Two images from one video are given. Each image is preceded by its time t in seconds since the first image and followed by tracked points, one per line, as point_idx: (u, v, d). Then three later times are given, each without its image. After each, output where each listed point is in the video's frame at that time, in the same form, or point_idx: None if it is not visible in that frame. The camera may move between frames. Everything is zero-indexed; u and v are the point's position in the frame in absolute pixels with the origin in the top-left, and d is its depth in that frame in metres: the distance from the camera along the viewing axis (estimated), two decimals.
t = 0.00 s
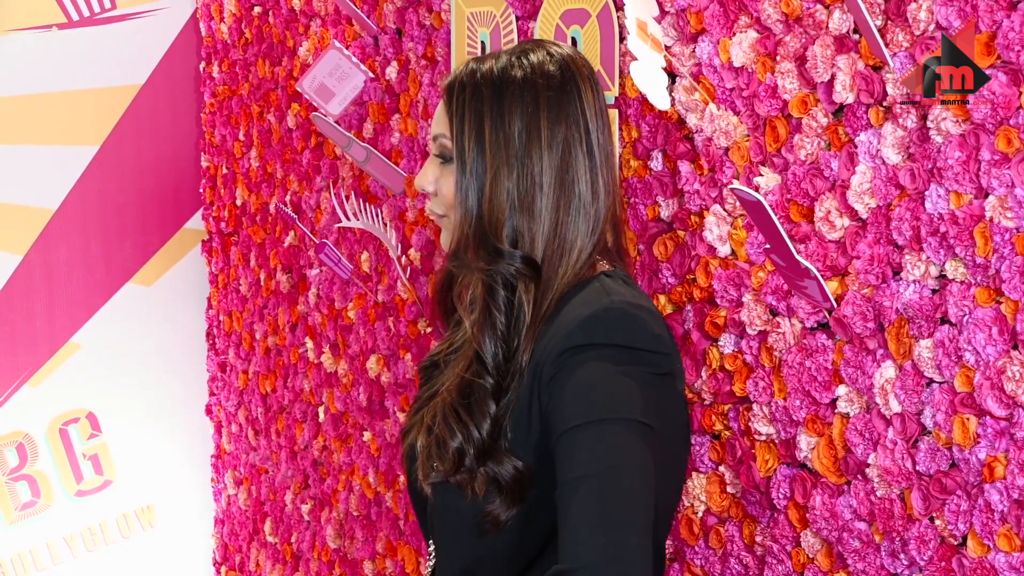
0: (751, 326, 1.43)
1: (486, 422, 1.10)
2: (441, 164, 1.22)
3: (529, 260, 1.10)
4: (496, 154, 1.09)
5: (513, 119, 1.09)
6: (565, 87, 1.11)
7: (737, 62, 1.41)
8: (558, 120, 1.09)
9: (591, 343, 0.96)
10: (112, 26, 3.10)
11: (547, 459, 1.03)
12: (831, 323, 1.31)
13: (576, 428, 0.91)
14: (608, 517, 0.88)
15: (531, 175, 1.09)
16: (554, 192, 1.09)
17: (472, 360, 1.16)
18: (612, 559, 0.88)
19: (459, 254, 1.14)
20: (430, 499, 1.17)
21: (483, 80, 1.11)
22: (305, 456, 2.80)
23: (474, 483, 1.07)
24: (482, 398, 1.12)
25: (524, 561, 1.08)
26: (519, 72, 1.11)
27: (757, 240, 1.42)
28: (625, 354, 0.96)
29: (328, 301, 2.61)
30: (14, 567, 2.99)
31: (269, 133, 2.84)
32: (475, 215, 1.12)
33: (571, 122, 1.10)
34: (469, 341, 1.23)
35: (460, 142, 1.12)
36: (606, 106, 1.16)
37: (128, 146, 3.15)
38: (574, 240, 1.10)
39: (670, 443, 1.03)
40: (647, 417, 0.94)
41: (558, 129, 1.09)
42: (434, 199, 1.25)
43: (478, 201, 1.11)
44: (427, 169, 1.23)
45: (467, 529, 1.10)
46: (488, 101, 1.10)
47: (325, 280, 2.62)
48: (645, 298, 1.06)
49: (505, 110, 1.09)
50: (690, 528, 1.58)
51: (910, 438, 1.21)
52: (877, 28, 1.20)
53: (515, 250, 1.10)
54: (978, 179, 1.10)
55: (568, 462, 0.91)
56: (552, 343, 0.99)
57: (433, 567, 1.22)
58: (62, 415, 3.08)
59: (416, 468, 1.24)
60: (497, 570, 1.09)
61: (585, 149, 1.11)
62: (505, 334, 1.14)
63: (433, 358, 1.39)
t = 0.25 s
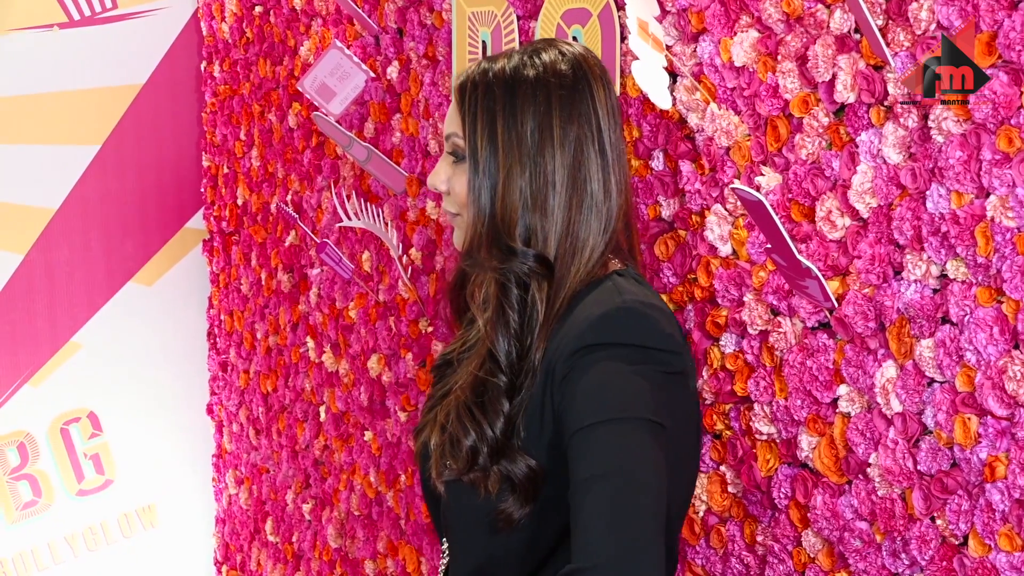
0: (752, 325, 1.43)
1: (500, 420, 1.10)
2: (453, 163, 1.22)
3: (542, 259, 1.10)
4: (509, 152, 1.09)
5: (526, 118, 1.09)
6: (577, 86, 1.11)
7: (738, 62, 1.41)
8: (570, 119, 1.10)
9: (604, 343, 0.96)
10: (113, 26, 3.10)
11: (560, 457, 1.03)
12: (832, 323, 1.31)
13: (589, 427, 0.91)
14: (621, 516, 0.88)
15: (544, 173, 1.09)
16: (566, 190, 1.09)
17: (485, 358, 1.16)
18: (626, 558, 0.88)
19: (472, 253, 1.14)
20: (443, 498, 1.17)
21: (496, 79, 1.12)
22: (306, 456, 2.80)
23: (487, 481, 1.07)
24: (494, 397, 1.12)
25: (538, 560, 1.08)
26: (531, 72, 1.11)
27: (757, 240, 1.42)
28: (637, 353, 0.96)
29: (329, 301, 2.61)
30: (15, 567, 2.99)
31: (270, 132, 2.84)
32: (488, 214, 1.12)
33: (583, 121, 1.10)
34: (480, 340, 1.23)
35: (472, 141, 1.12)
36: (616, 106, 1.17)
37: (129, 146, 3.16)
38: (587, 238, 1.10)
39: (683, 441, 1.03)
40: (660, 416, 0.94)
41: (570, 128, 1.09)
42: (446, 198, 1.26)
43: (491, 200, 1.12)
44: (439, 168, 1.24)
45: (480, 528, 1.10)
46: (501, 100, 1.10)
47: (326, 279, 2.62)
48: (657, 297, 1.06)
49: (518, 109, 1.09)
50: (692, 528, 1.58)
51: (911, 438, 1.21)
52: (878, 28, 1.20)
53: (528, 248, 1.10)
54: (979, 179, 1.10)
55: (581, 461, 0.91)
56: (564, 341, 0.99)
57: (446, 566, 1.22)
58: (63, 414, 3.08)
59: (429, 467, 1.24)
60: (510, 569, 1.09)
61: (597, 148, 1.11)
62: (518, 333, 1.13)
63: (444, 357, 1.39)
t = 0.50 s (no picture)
0: (754, 326, 1.43)
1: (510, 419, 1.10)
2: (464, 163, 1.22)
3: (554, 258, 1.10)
4: (521, 152, 1.09)
5: (539, 117, 1.09)
6: (589, 86, 1.11)
7: (740, 62, 1.41)
8: (583, 119, 1.09)
9: (612, 342, 0.96)
10: (115, 27, 3.11)
11: (569, 456, 1.03)
12: (834, 323, 1.31)
13: (597, 426, 0.91)
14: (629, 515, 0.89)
15: (557, 173, 1.09)
16: (579, 190, 1.09)
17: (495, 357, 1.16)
18: (634, 557, 0.89)
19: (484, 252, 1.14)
20: (452, 496, 1.17)
21: (508, 78, 1.11)
22: (308, 456, 2.81)
23: (496, 479, 1.07)
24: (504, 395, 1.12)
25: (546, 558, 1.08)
26: (544, 72, 1.11)
27: (759, 240, 1.42)
28: (645, 353, 0.96)
29: (331, 301, 2.61)
30: (17, 567, 2.99)
31: (272, 133, 2.84)
32: (501, 213, 1.12)
33: (595, 121, 1.10)
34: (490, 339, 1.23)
35: (485, 140, 1.12)
36: (627, 106, 1.17)
37: (131, 146, 3.16)
38: (599, 238, 1.10)
39: (691, 440, 1.03)
40: (667, 416, 0.94)
41: (583, 128, 1.09)
42: (457, 196, 1.25)
43: (503, 199, 1.11)
44: (451, 168, 1.24)
45: (489, 526, 1.10)
46: (513, 99, 1.10)
47: (328, 280, 2.62)
48: (665, 298, 1.05)
49: (531, 108, 1.09)
50: (694, 528, 1.58)
51: (913, 439, 1.21)
52: (880, 29, 1.20)
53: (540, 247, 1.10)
54: (981, 179, 1.10)
55: (589, 460, 0.91)
56: (573, 340, 0.99)
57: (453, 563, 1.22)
58: (65, 415, 3.08)
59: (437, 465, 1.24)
60: (518, 567, 1.09)
61: (609, 148, 1.11)
62: (529, 331, 1.14)
63: (453, 357, 1.39)
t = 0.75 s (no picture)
0: (754, 326, 1.43)
1: (511, 418, 1.10)
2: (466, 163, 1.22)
3: (558, 257, 1.10)
4: (526, 152, 1.09)
5: (543, 118, 1.09)
6: (593, 86, 1.11)
7: (740, 62, 1.41)
8: (587, 119, 1.09)
9: (612, 342, 0.96)
10: (115, 27, 3.11)
11: (569, 456, 1.03)
12: (834, 323, 1.31)
13: (597, 427, 0.91)
14: (628, 516, 0.89)
15: (561, 173, 1.09)
16: (583, 189, 1.09)
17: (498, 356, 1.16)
18: (634, 558, 0.89)
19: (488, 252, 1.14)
20: (452, 495, 1.17)
21: (514, 79, 1.11)
22: (308, 456, 2.81)
23: (497, 478, 1.07)
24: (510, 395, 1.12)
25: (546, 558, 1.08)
26: (548, 72, 1.11)
27: (759, 240, 1.42)
28: (645, 354, 0.96)
29: (331, 302, 2.61)
30: (17, 567, 2.99)
31: (272, 133, 2.85)
32: (504, 213, 1.12)
33: (600, 121, 1.10)
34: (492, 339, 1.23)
35: (488, 140, 1.12)
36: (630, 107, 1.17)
37: (131, 147, 3.16)
38: (604, 238, 1.10)
39: (690, 441, 1.03)
40: (667, 416, 0.94)
41: (587, 128, 1.09)
42: (459, 197, 1.25)
43: (507, 199, 1.11)
44: (453, 169, 1.24)
45: (489, 524, 1.10)
46: (519, 99, 1.10)
47: (328, 280, 2.62)
48: (666, 299, 1.05)
49: (536, 109, 1.09)
50: (694, 529, 1.58)
51: (913, 439, 1.21)
52: (880, 29, 1.20)
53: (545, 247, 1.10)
54: (981, 179, 1.10)
55: (589, 460, 0.91)
56: (573, 340, 0.99)
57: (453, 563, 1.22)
58: (66, 415, 3.08)
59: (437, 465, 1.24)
60: (518, 567, 1.09)
61: (613, 148, 1.11)
62: (533, 331, 1.14)
63: (453, 357, 1.39)
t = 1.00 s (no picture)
0: (754, 326, 1.43)
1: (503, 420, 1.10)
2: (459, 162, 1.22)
3: (547, 259, 1.10)
4: (514, 153, 1.08)
5: (531, 120, 1.08)
6: (582, 88, 1.10)
7: (741, 62, 1.41)
8: (575, 122, 1.09)
9: (607, 342, 0.96)
10: (116, 27, 3.11)
11: (565, 457, 1.03)
12: (835, 323, 1.31)
13: (594, 426, 0.91)
14: (626, 514, 0.89)
15: (549, 174, 1.08)
16: (571, 192, 1.09)
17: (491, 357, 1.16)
18: (632, 555, 0.89)
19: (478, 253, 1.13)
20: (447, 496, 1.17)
21: (503, 81, 1.10)
22: (309, 456, 2.81)
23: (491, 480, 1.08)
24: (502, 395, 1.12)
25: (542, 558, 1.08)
26: (537, 74, 1.10)
27: (759, 240, 1.42)
28: (641, 352, 0.96)
29: (331, 302, 2.61)
30: (17, 568, 3.00)
31: (273, 133, 2.85)
32: (494, 214, 1.11)
33: (588, 124, 1.09)
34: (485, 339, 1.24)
35: (479, 141, 1.11)
36: (622, 106, 1.15)
37: (132, 147, 3.16)
38: (593, 241, 1.10)
39: (687, 439, 1.03)
40: (664, 414, 0.94)
41: (576, 131, 1.08)
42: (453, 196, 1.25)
43: (496, 200, 1.11)
44: (446, 167, 1.24)
45: (485, 526, 1.11)
46: (507, 101, 1.09)
47: (329, 280, 2.63)
48: (661, 297, 1.05)
49: (524, 110, 1.08)
50: (694, 529, 1.58)
51: (913, 439, 1.21)
52: (881, 29, 1.20)
53: (534, 249, 1.10)
54: (981, 180, 1.10)
55: (586, 460, 0.91)
56: (569, 339, 0.99)
57: (452, 562, 1.22)
58: (66, 415, 3.08)
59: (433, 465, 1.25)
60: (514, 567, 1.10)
61: (602, 150, 1.10)
62: (524, 333, 1.16)
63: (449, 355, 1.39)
